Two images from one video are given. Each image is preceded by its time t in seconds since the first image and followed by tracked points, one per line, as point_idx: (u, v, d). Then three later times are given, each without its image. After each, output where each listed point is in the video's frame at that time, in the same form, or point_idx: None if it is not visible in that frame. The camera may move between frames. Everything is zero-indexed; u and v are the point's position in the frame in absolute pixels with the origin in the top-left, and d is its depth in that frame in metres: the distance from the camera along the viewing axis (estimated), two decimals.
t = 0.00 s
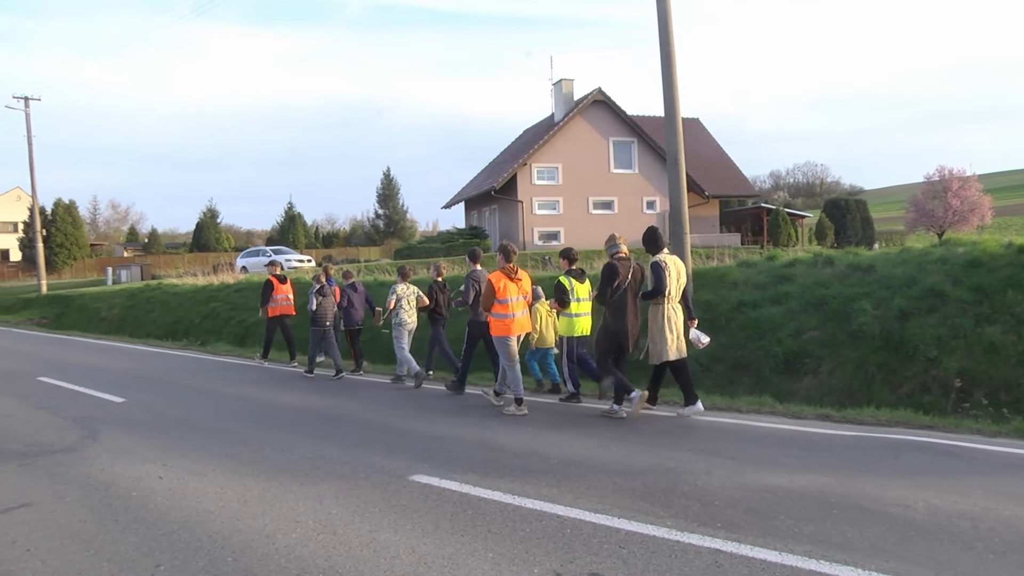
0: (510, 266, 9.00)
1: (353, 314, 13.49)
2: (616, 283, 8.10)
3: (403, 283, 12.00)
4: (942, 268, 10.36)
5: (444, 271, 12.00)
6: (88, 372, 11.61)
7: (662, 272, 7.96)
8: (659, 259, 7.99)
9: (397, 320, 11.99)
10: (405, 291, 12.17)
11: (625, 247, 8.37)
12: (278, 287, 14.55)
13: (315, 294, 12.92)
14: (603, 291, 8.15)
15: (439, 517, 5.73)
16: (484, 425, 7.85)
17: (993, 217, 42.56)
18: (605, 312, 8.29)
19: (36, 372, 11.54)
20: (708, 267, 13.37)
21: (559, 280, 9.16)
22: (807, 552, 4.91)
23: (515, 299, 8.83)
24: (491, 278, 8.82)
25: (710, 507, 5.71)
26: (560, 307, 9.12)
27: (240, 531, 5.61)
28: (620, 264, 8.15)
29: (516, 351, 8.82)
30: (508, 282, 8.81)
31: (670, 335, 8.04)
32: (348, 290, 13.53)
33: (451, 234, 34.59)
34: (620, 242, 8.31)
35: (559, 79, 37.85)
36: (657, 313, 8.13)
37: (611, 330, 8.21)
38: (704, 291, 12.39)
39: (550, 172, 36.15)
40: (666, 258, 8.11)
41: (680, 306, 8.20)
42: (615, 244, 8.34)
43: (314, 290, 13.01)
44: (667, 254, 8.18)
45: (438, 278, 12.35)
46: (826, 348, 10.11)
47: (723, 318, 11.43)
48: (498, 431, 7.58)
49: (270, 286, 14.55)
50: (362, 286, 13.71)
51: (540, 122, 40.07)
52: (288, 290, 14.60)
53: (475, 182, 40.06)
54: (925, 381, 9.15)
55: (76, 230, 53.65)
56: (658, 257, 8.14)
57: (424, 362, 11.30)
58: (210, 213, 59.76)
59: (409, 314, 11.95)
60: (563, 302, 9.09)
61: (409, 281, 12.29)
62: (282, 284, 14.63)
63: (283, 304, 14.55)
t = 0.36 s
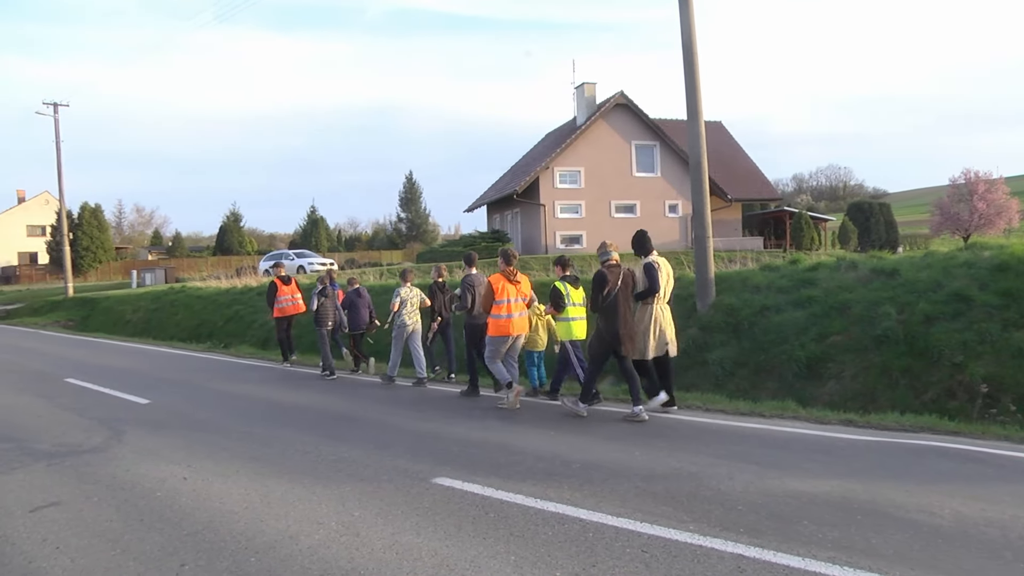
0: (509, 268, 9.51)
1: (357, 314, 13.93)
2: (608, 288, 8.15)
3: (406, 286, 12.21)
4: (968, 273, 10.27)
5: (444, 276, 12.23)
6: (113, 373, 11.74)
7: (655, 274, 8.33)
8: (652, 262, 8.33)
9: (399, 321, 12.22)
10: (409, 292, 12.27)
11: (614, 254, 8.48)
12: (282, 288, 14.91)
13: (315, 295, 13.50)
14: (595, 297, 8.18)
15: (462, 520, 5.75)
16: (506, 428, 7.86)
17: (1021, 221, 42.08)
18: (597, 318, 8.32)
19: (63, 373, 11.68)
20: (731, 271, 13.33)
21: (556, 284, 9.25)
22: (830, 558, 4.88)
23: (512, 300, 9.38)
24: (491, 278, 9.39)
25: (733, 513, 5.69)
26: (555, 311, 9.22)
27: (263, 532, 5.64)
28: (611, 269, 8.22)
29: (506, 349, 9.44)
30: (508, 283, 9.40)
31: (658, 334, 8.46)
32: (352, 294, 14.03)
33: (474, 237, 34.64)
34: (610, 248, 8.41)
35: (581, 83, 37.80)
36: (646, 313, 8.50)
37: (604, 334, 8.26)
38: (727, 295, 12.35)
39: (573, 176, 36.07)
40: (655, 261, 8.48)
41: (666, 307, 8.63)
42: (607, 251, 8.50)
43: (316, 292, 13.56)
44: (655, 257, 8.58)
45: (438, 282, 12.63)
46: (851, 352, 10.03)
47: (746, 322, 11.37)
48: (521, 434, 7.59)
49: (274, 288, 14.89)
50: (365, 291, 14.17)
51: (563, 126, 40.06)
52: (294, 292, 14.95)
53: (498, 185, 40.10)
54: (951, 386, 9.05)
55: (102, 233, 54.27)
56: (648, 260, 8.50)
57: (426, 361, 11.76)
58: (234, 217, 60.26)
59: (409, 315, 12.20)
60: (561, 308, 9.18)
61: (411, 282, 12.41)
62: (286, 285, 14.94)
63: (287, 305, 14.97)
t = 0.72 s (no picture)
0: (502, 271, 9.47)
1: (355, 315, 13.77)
2: (587, 287, 8.76)
3: (402, 285, 12.57)
4: (995, 275, 10.14)
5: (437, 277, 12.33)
6: (131, 372, 11.76)
7: (638, 278, 8.63)
8: (634, 266, 8.67)
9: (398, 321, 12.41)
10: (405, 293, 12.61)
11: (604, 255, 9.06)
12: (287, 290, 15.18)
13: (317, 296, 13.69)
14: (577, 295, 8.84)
15: (481, 521, 5.71)
16: (524, 429, 7.82)
17: None
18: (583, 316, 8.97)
19: (82, 373, 11.71)
20: (752, 272, 13.24)
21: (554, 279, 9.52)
22: (855, 564, 4.81)
23: (508, 302, 9.38)
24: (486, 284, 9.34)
25: (755, 516, 5.62)
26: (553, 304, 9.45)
27: (282, 533, 5.62)
28: (592, 269, 8.82)
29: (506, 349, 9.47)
30: (502, 285, 9.39)
31: (641, 337, 8.70)
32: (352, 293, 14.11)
33: (493, 237, 34.52)
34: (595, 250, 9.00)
35: (601, 82, 37.70)
36: (631, 316, 8.78)
37: (587, 331, 8.86)
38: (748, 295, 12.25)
39: (592, 175, 35.95)
40: (640, 265, 8.77)
41: (655, 313, 8.84)
42: (592, 252, 9.08)
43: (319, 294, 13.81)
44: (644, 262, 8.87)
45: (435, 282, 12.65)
46: (874, 353, 9.91)
47: (768, 324, 11.25)
48: (539, 434, 7.54)
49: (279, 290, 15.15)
50: (366, 292, 13.89)
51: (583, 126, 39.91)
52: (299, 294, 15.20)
53: (517, 185, 39.95)
54: (978, 388, 8.92)
55: (119, 233, 54.58)
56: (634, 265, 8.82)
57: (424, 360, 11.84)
58: (251, 216, 60.44)
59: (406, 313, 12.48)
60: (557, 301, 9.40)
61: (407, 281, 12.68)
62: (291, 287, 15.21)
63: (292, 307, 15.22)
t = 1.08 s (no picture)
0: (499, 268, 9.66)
1: (358, 312, 13.95)
2: (590, 288, 8.52)
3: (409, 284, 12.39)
4: None
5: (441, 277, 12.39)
6: (149, 371, 11.65)
7: (639, 279, 8.53)
8: (635, 268, 8.54)
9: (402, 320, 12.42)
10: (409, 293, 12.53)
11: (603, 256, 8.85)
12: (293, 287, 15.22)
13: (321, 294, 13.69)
14: (579, 296, 8.57)
15: (506, 526, 5.51)
16: (551, 431, 7.62)
17: None
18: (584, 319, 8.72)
19: (97, 372, 11.58)
20: (786, 270, 12.95)
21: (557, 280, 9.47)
22: None
23: (504, 297, 9.58)
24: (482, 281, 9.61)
25: (792, 524, 5.39)
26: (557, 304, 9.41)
27: (302, 537, 5.44)
28: (594, 270, 8.58)
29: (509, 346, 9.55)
30: (498, 281, 9.61)
31: (643, 339, 8.53)
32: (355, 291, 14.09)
33: (516, 236, 34.26)
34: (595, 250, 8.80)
35: (629, 74, 37.06)
36: (633, 318, 8.63)
37: (590, 332, 8.63)
38: (782, 294, 11.97)
39: (618, 171, 35.02)
40: (641, 267, 8.64)
41: (656, 314, 8.71)
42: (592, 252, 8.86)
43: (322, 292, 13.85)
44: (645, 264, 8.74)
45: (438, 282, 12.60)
46: (913, 356, 9.63)
47: (802, 325, 10.96)
48: (567, 437, 7.34)
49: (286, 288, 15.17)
50: (367, 288, 14.12)
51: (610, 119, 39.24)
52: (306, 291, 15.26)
53: (542, 181, 39.23)
54: None
55: (134, 230, 54.63)
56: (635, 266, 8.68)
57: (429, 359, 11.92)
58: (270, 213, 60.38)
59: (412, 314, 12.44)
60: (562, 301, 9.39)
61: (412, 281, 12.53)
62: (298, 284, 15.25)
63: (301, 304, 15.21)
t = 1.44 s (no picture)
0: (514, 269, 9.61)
1: (372, 314, 14.28)
2: (601, 286, 8.57)
3: (414, 287, 12.23)
4: None
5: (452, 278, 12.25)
6: (172, 374, 11.54)
7: (650, 277, 8.74)
8: (647, 265, 8.76)
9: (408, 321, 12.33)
10: (416, 293, 12.46)
11: (611, 254, 8.90)
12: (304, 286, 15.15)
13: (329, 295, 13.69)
14: (589, 294, 8.59)
15: (538, 535, 5.29)
16: (584, 436, 7.38)
17: None
18: (591, 317, 8.74)
19: (117, 374, 11.47)
20: (828, 270, 12.60)
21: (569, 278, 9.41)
22: None
23: (516, 298, 9.52)
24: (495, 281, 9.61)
25: (836, 536, 5.13)
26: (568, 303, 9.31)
27: (328, 544, 5.25)
28: (606, 267, 8.65)
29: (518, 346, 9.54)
30: (509, 282, 9.54)
31: (652, 336, 8.75)
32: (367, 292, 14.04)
33: (546, 236, 33.49)
34: (607, 248, 8.85)
35: (664, 67, 35.63)
36: (642, 315, 8.84)
37: (596, 331, 8.66)
38: (823, 295, 11.63)
39: (653, 168, 33.72)
40: (652, 264, 8.85)
41: (666, 312, 8.92)
42: (602, 249, 8.86)
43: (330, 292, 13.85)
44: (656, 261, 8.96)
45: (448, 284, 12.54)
46: (965, 362, 9.26)
47: (845, 329, 10.63)
48: (600, 443, 7.11)
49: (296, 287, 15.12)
50: (382, 288, 14.40)
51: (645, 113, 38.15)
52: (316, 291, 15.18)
53: (571, 179, 38.15)
54: None
55: (154, 229, 54.78)
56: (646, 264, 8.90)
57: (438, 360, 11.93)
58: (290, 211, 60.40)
59: (419, 315, 12.27)
60: (575, 300, 9.33)
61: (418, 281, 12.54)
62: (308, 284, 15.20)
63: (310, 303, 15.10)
